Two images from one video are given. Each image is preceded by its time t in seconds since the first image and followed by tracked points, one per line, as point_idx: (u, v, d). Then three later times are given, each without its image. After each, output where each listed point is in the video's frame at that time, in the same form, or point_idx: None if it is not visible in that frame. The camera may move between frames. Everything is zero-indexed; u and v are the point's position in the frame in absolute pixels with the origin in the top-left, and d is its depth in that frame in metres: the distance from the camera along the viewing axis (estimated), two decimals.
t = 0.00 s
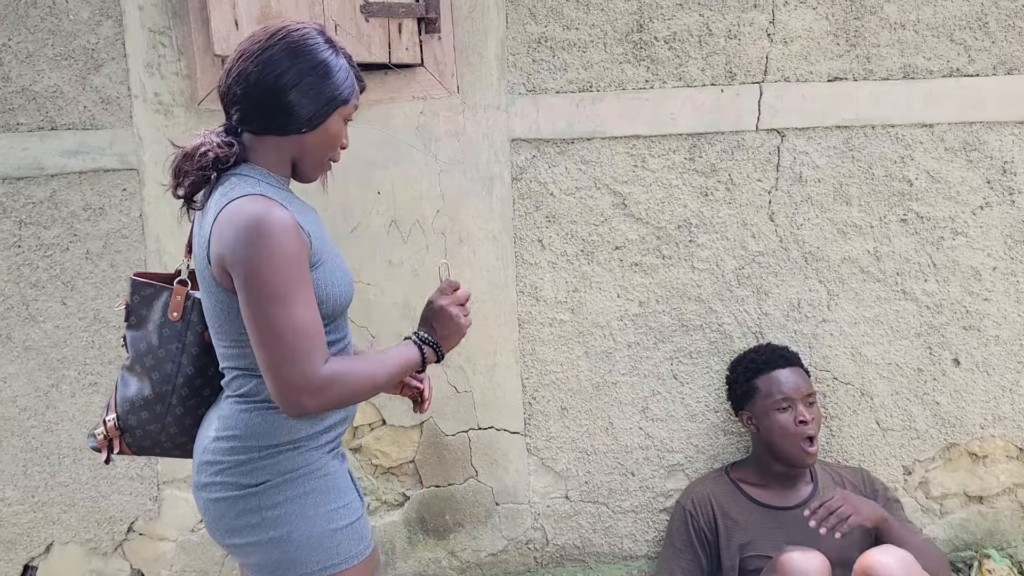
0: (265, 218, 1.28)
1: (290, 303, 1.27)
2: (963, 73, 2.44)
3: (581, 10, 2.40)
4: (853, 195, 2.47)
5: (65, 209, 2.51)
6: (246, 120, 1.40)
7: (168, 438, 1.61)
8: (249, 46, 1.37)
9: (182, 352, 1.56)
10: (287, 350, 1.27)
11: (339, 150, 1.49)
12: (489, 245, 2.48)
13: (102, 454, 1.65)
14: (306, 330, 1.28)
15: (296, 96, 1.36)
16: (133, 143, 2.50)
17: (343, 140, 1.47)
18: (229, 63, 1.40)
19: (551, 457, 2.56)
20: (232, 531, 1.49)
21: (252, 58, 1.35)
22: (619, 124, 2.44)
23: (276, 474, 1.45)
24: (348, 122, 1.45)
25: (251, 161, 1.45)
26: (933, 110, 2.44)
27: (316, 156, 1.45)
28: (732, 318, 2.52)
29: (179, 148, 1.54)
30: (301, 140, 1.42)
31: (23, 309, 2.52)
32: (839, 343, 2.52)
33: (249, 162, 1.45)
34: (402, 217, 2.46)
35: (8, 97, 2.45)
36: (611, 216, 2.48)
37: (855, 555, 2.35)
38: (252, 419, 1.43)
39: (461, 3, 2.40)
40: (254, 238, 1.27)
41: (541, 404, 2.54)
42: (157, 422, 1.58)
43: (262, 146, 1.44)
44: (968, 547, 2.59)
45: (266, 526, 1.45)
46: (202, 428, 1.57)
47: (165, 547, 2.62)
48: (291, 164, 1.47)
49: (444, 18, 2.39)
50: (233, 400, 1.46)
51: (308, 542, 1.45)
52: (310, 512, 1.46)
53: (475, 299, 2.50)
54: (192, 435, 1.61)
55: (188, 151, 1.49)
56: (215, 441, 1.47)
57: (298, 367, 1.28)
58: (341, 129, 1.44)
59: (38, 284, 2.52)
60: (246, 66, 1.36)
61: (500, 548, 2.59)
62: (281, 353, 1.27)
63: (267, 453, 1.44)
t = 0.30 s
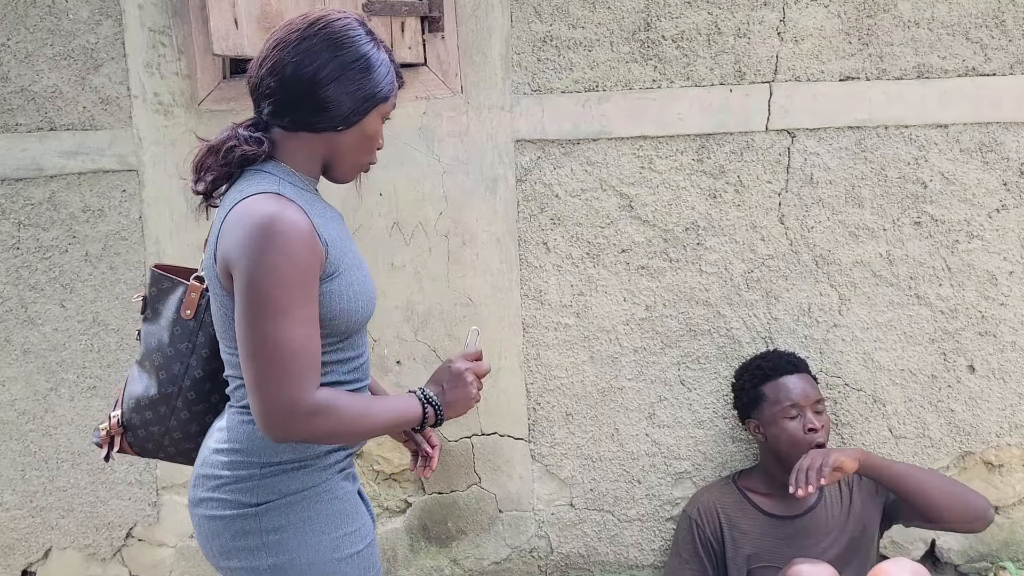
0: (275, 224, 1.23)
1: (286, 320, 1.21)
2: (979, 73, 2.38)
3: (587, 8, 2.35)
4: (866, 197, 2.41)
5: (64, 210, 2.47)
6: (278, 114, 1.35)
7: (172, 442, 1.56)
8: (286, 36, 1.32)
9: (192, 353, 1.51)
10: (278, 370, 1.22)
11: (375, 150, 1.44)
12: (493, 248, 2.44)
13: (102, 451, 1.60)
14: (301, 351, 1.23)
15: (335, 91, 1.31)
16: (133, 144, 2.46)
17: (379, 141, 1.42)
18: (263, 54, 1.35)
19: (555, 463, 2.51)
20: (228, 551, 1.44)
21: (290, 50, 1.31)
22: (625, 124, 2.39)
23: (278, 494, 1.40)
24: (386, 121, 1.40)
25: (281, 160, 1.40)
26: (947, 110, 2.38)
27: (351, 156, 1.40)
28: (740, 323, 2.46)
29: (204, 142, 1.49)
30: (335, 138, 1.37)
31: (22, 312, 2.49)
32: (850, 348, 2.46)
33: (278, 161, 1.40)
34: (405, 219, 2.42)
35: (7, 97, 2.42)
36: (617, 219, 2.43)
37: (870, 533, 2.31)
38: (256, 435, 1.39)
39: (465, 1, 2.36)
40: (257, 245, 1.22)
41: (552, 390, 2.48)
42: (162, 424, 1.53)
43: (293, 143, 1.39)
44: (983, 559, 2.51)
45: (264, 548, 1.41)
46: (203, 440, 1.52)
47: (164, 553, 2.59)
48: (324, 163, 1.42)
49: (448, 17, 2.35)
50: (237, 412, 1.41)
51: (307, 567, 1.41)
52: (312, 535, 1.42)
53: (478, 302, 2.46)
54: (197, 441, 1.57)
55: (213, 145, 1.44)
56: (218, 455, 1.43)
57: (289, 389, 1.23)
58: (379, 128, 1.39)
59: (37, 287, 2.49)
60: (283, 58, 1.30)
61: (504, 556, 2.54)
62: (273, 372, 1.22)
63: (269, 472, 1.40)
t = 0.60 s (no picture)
0: (312, 223, 1.17)
1: (314, 326, 1.15)
2: (987, 72, 2.35)
3: (590, 8, 2.34)
4: (871, 198, 2.38)
5: (67, 210, 2.47)
6: (303, 103, 1.30)
7: (155, 451, 1.55)
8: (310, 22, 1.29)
9: (184, 357, 1.50)
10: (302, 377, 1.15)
11: (397, 148, 1.40)
12: (495, 249, 2.43)
13: (80, 455, 1.59)
14: (327, 361, 1.16)
15: (360, 79, 1.27)
16: (135, 144, 2.45)
17: (403, 136, 1.38)
18: (286, 41, 1.31)
19: (557, 465, 2.50)
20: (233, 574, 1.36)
21: (315, 36, 1.27)
22: (627, 124, 2.38)
23: (290, 512, 1.34)
24: (410, 114, 1.36)
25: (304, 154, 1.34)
26: (954, 110, 2.35)
27: (374, 150, 1.36)
28: (744, 325, 2.44)
29: (223, 137, 1.43)
30: (360, 129, 1.32)
31: (25, 311, 2.50)
32: (855, 351, 2.43)
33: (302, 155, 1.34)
34: (406, 219, 2.42)
35: (11, 97, 2.43)
36: (619, 219, 2.41)
37: (865, 527, 2.24)
38: (266, 449, 1.32)
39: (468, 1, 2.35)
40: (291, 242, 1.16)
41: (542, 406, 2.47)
42: (145, 430, 1.52)
43: (318, 135, 1.33)
44: (989, 564, 2.48)
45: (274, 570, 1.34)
46: (200, 456, 1.44)
47: (165, 552, 2.59)
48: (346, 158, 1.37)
49: (451, 16, 2.34)
50: (244, 424, 1.34)
51: None
52: (325, 554, 1.37)
53: (479, 303, 2.45)
54: (192, 446, 1.56)
55: (235, 139, 1.38)
56: (222, 471, 1.35)
57: (311, 398, 1.16)
58: (403, 122, 1.36)
59: (40, 286, 2.49)
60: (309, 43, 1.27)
61: (505, 558, 2.53)
62: (297, 379, 1.15)
63: (282, 489, 1.33)
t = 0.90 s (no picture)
0: (357, 217, 1.18)
1: (352, 318, 1.16)
2: (983, 78, 2.36)
3: (588, 13, 2.36)
4: (866, 203, 2.40)
5: (73, 210, 2.51)
6: (313, 103, 1.28)
7: (155, 443, 1.51)
8: (284, 24, 1.28)
9: (196, 349, 1.49)
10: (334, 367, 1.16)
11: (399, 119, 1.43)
12: (492, 250, 2.45)
13: (73, 450, 1.53)
14: (361, 354, 1.17)
15: (359, 59, 1.29)
16: (140, 145, 2.49)
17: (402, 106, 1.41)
18: (266, 51, 1.28)
19: (552, 465, 2.52)
20: (233, 568, 1.36)
21: (300, 35, 1.26)
22: (625, 128, 2.40)
23: (296, 509, 1.34)
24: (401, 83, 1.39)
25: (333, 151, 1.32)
26: (950, 116, 2.36)
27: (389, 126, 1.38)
28: (739, 328, 2.46)
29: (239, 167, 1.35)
30: (372, 109, 1.33)
31: (31, 308, 2.54)
32: (849, 355, 2.45)
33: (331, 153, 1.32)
34: (405, 221, 2.45)
35: (19, 99, 2.46)
36: (616, 222, 2.44)
37: (852, 527, 2.26)
38: (278, 446, 1.31)
39: (468, 5, 2.38)
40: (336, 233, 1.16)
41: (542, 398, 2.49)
42: (148, 424, 1.48)
43: (335, 130, 1.32)
44: (982, 568, 2.49)
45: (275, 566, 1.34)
46: (206, 448, 1.42)
47: (166, 547, 2.63)
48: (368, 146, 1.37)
49: (451, 21, 2.37)
50: (256, 419, 1.33)
51: None
52: (328, 553, 1.36)
53: (477, 304, 2.47)
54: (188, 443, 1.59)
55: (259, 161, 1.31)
56: (230, 466, 1.33)
57: (344, 388, 1.17)
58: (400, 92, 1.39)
59: (46, 284, 2.53)
60: (297, 40, 1.26)
61: (500, 557, 2.56)
62: (331, 369, 1.16)
63: (290, 486, 1.32)
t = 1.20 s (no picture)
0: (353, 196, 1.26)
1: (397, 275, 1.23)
2: (968, 84, 2.39)
3: (580, 19, 2.41)
4: (853, 206, 2.44)
5: (74, 211, 2.56)
6: (306, 106, 1.33)
7: (166, 446, 1.53)
8: (290, 33, 1.33)
9: (198, 352, 1.50)
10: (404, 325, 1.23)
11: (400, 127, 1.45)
12: (485, 252, 2.50)
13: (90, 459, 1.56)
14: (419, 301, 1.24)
15: (355, 72, 1.32)
16: (141, 147, 2.54)
17: (402, 116, 1.43)
18: (272, 57, 1.34)
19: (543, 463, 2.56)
20: (253, 553, 1.39)
21: (301, 45, 1.31)
22: (616, 132, 2.44)
23: (314, 493, 1.36)
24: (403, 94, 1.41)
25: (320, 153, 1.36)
26: (936, 121, 2.40)
27: (383, 135, 1.40)
28: (727, 329, 2.50)
29: (236, 157, 1.42)
30: (366, 118, 1.36)
31: (34, 307, 2.59)
32: (835, 356, 2.49)
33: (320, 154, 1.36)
34: (400, 223, 2.49)
35: (22, 102, 2.52)
36: (606, 225, 2.48)
37: (835, 523, 2.30)
38: (295, 433, 1.35)
39: (462, 11, 2.42)
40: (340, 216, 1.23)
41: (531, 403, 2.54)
42: (157, 427, 1.51)
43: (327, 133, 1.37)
44: (967, 566, 2.53)
45: (294, 550, 1.36)
46: (221, 438, 1.45)
47: (165, 542, 2.68)
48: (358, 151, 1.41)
49: (445, 26, 2.41)
50: (272, 408, 1.37)
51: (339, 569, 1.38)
52: (343, 537, 1.38)
53: (470, 304, 2.52)
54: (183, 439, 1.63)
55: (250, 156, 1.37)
56: (247, 453, 1.36)
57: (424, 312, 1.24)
58: (400, 103, 1.41)
59: (48, 284, 2.58)
60: (298, 51, 1.31)
61: (492, 553, 2.60)
62: (405, 305, 1.22)
63: (307, 471, 1.35)
